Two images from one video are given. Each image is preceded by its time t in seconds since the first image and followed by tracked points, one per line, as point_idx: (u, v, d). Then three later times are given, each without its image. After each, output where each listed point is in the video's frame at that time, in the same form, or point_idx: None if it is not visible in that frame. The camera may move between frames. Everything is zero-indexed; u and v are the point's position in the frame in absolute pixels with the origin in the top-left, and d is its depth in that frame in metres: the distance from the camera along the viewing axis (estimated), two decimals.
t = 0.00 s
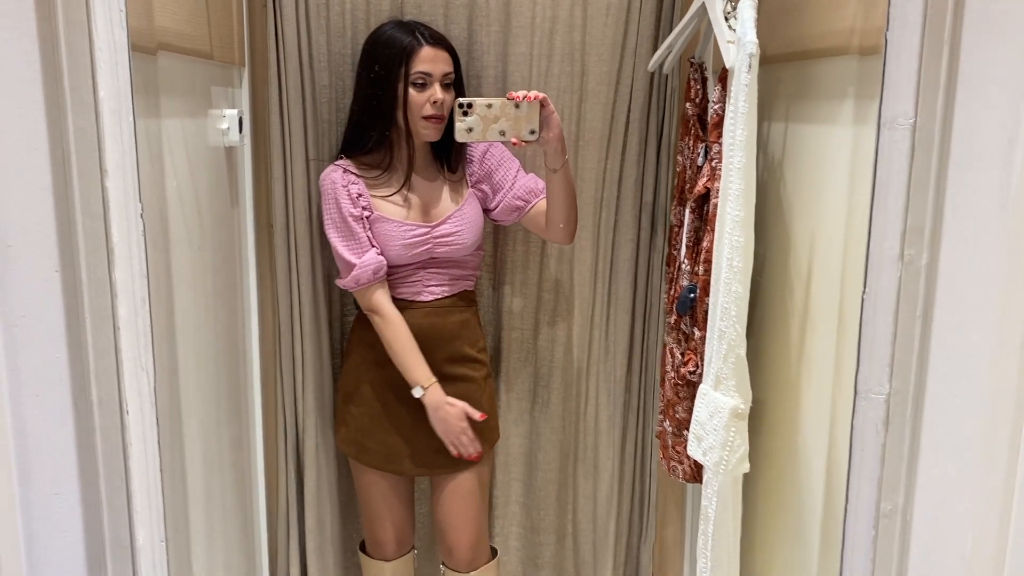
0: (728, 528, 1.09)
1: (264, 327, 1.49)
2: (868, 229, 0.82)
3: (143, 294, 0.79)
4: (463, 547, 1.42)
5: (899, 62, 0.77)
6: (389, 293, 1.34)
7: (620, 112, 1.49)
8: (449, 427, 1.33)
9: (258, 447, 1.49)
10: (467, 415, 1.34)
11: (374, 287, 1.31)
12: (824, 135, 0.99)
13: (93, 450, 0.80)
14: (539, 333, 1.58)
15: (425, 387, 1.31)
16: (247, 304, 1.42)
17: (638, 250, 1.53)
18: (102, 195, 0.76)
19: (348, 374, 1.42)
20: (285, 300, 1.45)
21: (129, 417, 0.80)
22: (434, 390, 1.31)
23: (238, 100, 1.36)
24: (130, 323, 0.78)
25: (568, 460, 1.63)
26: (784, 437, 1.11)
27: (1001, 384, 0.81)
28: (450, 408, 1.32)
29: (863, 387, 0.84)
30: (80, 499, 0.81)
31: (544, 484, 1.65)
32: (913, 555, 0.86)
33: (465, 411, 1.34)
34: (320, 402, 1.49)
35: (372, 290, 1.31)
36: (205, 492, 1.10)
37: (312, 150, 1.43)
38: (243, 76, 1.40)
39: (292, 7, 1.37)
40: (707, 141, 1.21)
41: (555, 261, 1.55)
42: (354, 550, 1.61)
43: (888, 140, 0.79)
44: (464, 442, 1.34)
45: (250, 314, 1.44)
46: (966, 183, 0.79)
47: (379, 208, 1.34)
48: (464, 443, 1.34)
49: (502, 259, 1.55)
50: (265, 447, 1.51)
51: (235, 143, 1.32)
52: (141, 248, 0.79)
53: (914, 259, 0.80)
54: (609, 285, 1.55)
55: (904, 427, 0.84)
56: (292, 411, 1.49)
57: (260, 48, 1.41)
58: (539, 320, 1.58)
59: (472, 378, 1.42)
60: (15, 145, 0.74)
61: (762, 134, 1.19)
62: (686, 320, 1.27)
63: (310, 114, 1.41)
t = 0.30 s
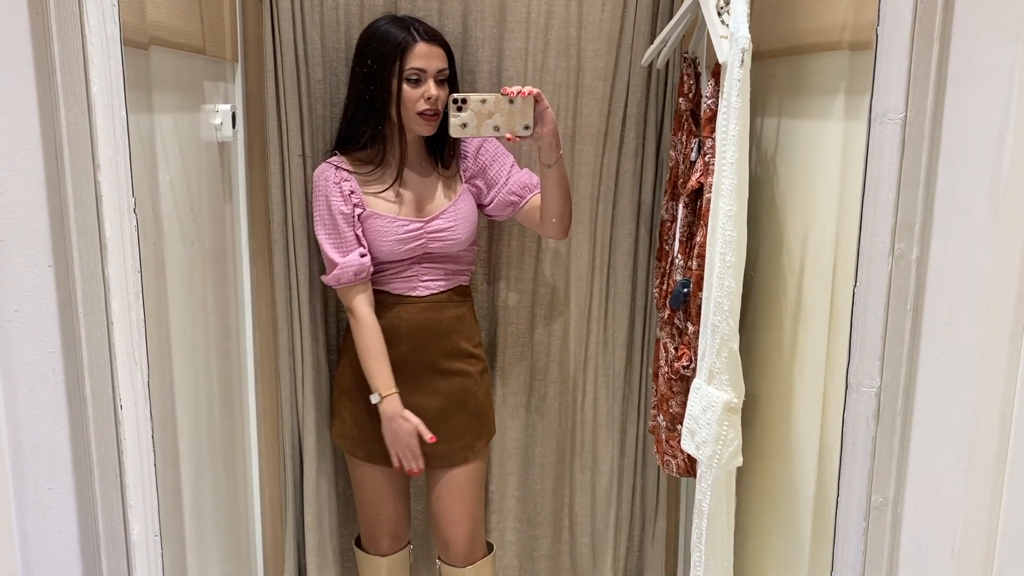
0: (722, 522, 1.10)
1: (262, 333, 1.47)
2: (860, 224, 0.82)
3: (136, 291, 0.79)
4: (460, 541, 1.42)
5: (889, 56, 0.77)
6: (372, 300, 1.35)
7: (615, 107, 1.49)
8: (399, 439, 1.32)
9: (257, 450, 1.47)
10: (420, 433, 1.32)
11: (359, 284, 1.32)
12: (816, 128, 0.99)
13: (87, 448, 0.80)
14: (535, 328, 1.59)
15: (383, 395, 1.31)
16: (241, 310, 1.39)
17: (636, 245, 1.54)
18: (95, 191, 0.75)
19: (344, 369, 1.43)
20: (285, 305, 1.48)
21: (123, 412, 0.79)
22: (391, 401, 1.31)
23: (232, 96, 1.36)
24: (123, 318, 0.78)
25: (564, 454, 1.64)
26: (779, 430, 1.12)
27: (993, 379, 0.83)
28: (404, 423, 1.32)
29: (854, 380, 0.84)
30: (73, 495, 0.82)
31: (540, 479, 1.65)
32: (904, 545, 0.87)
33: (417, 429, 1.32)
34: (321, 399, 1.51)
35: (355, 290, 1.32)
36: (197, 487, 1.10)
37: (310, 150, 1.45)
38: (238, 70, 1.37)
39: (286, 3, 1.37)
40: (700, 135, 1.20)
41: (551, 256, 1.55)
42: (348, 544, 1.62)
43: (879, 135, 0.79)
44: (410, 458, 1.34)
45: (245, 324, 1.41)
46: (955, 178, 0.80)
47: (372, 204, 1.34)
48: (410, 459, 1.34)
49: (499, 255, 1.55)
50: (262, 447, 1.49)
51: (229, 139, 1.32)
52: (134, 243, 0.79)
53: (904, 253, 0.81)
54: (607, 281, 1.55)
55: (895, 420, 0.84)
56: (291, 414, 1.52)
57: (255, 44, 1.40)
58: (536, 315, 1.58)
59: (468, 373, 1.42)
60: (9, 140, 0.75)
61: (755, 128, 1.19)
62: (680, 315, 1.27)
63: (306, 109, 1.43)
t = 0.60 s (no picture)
0: (723, 517, 1.09)
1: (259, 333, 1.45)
2: (863, 219, 0.81)
3: (139, 287, 0.79)
4: (462, 538, 1.42)
5: (894, 49, 0.77)
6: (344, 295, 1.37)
7: (615, 102, 1.49)
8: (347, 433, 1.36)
9: (256, 447, 1.46)
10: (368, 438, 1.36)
11: (342, 275, 1.34)
12: (819, 123, 0.99)
13: (91, 446, 0.80)
14: (534, 323, 1.58)
15: (338, 390, 1.35)
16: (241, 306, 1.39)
17: (635, 240, 1.54)
18: (98, 187, 0.75)
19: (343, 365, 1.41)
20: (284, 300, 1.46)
21: (126, 409, 0.79)
22: (346, 401, 1.35)
23: (231, 92, 1.36)
24: (126, 315, 0.78)
25: (564, 450, 1.64)
26: (781, 424, 1.11)
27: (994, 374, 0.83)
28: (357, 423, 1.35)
29: (859, 374, 0.83)
30: (77, 492, 0.82)
31: (540, 476, 1.65)
32: (909, 539, 0.88)
33: (366, 428, 1.35)
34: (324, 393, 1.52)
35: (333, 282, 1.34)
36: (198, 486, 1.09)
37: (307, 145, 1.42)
38: (236, 65, 1.38)
39: None
40: (700, 130, 1.21)
41: (551, 251, 1.55)
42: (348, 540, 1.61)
43: (883, 129, 0.79)
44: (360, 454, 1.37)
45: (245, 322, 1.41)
46: (957, 173, 0.80)
47: (367, 196, 1.35)
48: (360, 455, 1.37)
49: (498, 251, 1.54)
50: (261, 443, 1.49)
51: (228, 135, 1.32)
52: (136, 240, 0.79)
53: (909, 247, 0.81)
54: (605, 275, 1.56)
55: (899, 415, 0.84)
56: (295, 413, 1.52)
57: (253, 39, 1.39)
58: (534, 310, 1.58)
59: (471, 369, 1.43)
60: (11, 137, 0.75)
61: (756, 121, 1.18)
62: (681, 310, 1.26)
63: (304, 106, 1.41)
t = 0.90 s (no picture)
0: (727, 516, 1.09)
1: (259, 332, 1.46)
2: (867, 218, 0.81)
3: (141, 289, 0.79)
4: (463, 537, 1.43)
5: (898, 49, 0.77)
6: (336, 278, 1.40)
7: (615, 100, 1.48)
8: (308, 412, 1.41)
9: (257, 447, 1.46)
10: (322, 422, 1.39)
11: (326, 266, 1.36)
12: (821, 121, 0.99)
13: (93, 449, 0.80)
14: (535, 323, 1.57)
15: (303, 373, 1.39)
16: (241, 308, 1.39)
17: (634, 240, 1.54)
18: (99, 190, 0.75)
19: (344, 363, 1.41)
20: (281, 300, 1.45)
21: (129, 413, 0.79)
22: (311, 385, 1.39)
23: (231, 91, 1.35)
24: (128, 317, 0.78)
25: (565, 451, 1.63)
26: (784, 423, 1.11)
27: (998, 376, 0.83)
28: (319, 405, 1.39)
29: (864, 374, 0.84)
30: (80, 496, 0.82)
31: (541, 476, 1.65)
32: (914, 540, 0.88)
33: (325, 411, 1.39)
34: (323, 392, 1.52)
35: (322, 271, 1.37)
36: (200, 486, 1.09)
37: (305, 144, 1.42)
38: (236, 63, 1.37)
39: None
40: (703, 127, 1.20)
41: (551, 250, 1.54)
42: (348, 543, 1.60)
43: (888, 128, 0.79)
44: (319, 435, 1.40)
45: (246, 324, 1.42)
46: (962, 171, 0.80)
47: (363, 188, 1.35)
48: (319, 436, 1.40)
49: (499, 249, 1.53)
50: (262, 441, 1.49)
51: (228, 134, 1.31)
52: (138, 243, 0.78)
53: (914, 247, 0.81)
54: (606, 276, 1.56)
55: (905, 416, 0.84)
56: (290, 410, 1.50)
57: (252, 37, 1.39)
58: (535, 310, 1.57)
59: (473, 368, 1.42)
60: (12, 139, 0.74)
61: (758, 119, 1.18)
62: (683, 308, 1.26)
63: (300, 103, 1.41)
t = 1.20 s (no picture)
0: (729, 513, 1.08)
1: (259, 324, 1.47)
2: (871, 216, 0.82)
3: (143, 288, 0.79)
4: (468, 535, 1.42)
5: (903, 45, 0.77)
6: (336, 274, 1.41)
7: (615, 96, 1.47)
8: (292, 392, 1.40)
9: (257, 442, 1.46)
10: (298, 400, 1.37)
11: (327, 256, 1.38)
12: (825, 117, 0.98)
13: (97, 449, 0.80)
14: (536, 321, 1.58)
15: (292, 354, 1.38)
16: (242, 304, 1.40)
17: (635, 238, 1.53)
18: (100, 189, 0.75)
19: (348, 362, 1.40)
20: (279, 296, 1.44)
21: (131, 413, 0.79)
22: (292, 365, 1.38)
23: (230, 88, 1.34)
24: (130, 316, 0.78)
25: (565, 450, 1.63)
26: (788, 419, 1.11)
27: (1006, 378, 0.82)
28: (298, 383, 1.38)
29: (870, 371, 0.85)
30: (83, 495, 0.81)
31: (542, 474, 1.65)
32: (919, 537, 0.88)
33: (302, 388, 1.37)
34: (324, 390, 1.52)
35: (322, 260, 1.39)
36: (207, 478, 1.09)
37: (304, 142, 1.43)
38: (235, 60, 1.37)
39: None
40: (705, 123, 1.20)
41: (551, 249, 1.54)
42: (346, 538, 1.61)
43: (894, 125, 0.80)
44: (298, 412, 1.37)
45: (247, 319, 1.43)
46: (969, 166, 0.79)
47: (361, 180, 1.34)
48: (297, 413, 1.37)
49: (499, 248, 1.55)
50: (262, 438, 1.50)
51: (229, 131, 1.31)
52: (140, 241, 0.79)
53: (920, 243, 0.81)
54: (607, 273, 1.54)
55: (910, 412, 0.84)
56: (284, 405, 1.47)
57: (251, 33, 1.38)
58: (536, 307, 1.57)
59: (477, 365, 1.42)
60: (12, 137, 0.74)
61: (761, 115, 1.18)
62: (685, 305, 1.26)
63: (299, 100, 1.40)
